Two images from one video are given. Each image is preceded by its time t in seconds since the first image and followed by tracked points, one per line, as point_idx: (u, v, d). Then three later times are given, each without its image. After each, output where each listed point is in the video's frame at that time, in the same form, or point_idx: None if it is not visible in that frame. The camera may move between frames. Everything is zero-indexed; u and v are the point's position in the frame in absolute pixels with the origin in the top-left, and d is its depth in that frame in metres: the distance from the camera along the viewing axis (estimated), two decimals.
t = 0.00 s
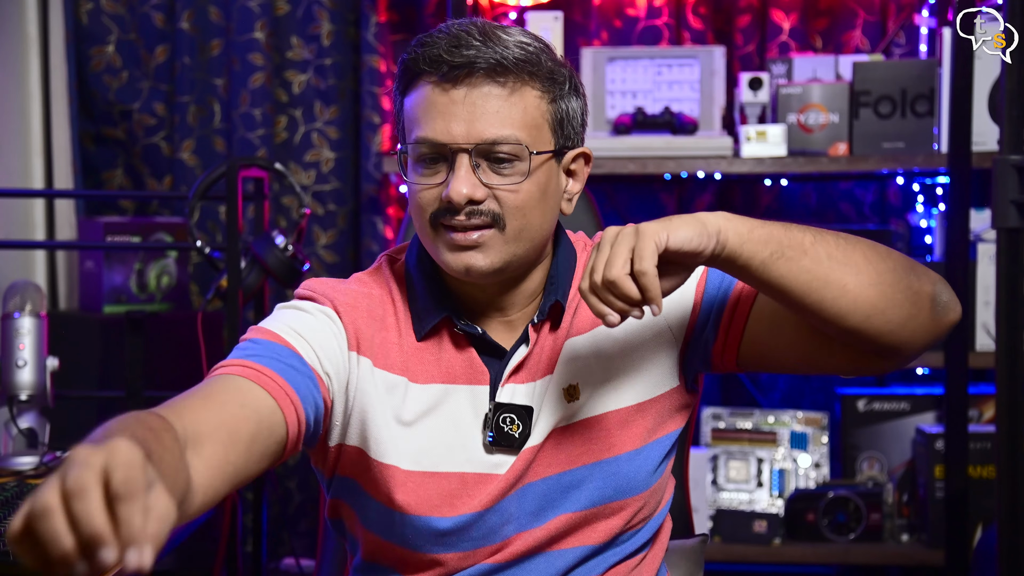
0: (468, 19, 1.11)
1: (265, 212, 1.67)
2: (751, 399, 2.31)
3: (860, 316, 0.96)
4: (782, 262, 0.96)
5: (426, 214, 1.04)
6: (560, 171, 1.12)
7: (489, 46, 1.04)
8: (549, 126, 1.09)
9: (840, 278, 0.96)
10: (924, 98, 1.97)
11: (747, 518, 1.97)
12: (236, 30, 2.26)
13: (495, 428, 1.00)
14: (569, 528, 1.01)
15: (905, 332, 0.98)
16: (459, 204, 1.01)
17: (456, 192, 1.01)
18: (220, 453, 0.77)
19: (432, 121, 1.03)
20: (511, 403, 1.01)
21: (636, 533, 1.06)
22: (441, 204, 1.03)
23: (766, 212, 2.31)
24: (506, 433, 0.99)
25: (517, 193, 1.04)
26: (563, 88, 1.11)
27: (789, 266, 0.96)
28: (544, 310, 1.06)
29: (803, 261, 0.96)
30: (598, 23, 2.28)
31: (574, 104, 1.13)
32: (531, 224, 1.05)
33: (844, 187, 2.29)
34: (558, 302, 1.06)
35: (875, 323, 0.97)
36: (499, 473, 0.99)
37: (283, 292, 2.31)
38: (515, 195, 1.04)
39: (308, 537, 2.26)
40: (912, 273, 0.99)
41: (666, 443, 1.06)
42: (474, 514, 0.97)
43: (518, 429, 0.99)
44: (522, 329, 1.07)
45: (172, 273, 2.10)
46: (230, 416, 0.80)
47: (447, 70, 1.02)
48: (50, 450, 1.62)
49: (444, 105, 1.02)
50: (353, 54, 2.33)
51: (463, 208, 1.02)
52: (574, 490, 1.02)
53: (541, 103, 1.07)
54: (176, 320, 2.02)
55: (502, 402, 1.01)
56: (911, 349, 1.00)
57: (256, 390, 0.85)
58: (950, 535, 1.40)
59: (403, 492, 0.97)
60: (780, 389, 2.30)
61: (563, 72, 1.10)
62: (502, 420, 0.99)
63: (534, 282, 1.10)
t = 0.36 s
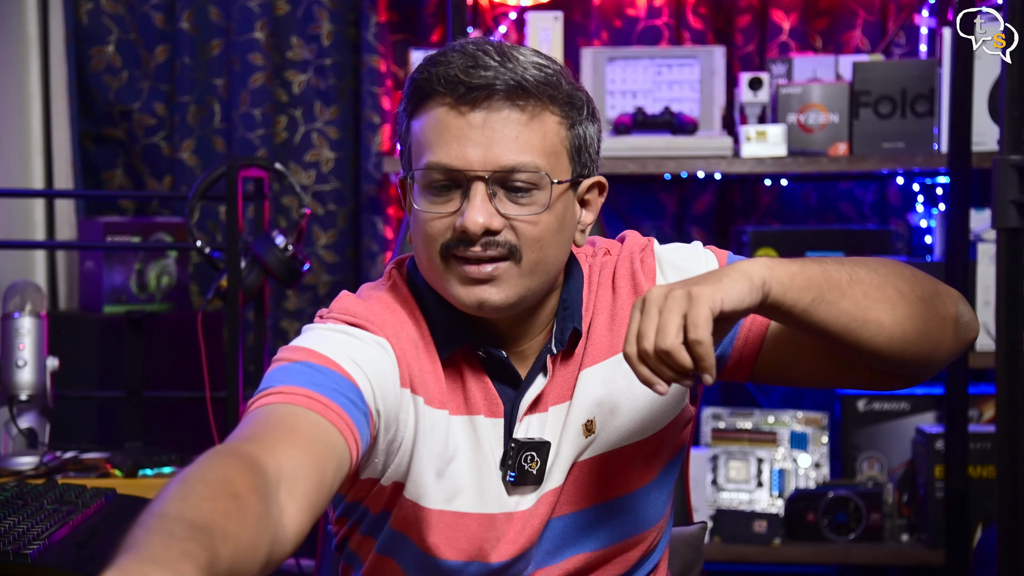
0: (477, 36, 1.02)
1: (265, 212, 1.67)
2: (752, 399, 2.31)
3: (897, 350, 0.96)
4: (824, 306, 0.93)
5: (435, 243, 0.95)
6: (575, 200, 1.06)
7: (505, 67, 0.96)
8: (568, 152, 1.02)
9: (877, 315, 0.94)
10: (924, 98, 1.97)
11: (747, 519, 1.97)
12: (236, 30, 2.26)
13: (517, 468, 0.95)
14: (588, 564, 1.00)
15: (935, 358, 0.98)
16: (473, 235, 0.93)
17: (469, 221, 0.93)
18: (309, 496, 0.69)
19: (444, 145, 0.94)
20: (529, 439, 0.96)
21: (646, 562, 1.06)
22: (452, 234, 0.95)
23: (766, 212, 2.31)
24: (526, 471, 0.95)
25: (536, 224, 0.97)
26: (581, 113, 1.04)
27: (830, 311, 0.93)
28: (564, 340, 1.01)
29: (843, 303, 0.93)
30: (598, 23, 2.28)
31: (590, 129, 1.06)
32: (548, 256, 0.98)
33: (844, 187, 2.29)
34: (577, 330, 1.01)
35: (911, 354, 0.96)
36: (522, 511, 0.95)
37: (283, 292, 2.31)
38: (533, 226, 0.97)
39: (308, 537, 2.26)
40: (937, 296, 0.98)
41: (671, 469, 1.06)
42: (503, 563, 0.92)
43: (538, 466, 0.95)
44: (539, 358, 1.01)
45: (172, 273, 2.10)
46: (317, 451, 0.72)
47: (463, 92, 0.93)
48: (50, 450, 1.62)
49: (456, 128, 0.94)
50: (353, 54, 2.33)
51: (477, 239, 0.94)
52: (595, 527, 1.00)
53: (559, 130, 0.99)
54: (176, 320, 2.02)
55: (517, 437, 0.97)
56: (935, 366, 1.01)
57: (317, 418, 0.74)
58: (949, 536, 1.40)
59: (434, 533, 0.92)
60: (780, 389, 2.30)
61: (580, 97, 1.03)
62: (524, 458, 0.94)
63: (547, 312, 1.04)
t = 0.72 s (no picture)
0: (477, 52, 0.99)
1: (265, 212, 1.67)
2: (751, 399, 2.31)
3: (905, 366, 0.96)
4: (831, 327, 0.93)
5: (433, 269, 0.94)
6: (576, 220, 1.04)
7: (507, 92, 0.93)
8: (568, 176, 1.00)
9: (883, 332, 0.94)
10: (924, 98, 1.97)
11: (747, 519, 1.97)
12: (236, 30, 2.26)
13: (515, 486, 0.94)
14: None
15: (942, 370, 0.98)
16: (472, 266, 0.92)
17: (469, 252, 0.92)
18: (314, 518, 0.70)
19: (443, 175, 0.92)
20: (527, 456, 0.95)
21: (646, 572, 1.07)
22: (451, 262, 0.94)
23: (766, 212, 2.31)
24: (524, 489, 0.95)
25: (535, 253, 0.96)
26: (583, 132, 1.02)
27: (837, 331, 0.93)
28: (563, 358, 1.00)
29: (849, 323, 0.94)
30: (598, 23, 2.28)
31: (591, 147, 1.04)
32: (546, 283, 0.97)
33: (844, 187, 2.29)
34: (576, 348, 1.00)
35: (919, 369, 0.97)
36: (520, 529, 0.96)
37: (283, 292, 2.31)
38: (533, 254, 0.96)
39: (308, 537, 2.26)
40: (943, 308, 0.98)
41: (671, 479, 1.07)
42: None
43: (535, 484, 0.95)
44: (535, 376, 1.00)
45: (172, 273, 2.10)
46: (316, 475, 0.72)
47: (462, 120, 0.91)
48: (50, 450, 1.62)
49: (456, 157, 0.92)
50: (353, 54, 2.33)
51: (477, 269, 0.93)
52: (596, 542, 1.01)
53: (561, 155, 0.98)
54: (177, 320, 2.02)
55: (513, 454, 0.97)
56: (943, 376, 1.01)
57: (316, 443, 0.75)
58: (949, 536, 1.40)
59: (429, 553, 0.94)
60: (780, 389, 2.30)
61: (582, 117, 1.01)
62: (521, 477, 0.94)
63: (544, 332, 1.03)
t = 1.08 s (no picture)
0: (462, 31, 1.07)
1: (265, 212, 1.67)
2: (751, 399, 2.31)
3: (892, 352, 0.95)
4: (817, 305, 0.92)
5: (425, 231, 0.99)
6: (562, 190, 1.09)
7: (491, 56, 1.00)
8: (553, 141, 1.05)
9: (870, 317, 0.93)
10: (924, 98, 1.97)
11: (747, 519, 1.97)
12: (236, 30, 2.26)
13: (504, 459, 0.95)
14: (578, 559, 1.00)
15: (928, 361, 0.97)
16: (461, 224, 0.97)
17: (458, 211, 0.97)
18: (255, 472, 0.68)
19: (433, 135, 0.98)
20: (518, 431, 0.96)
21: (638, 558, 1.06)
22: (441, 223, 0.98)
23: (766, 212, 2.31)
24: (514, 462, 0.95)
25: (522, 211, 1.00)
26: (567, 103, 1.08)
27: (823, 311, 0.92)
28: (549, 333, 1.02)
29: (836, 304, 0.93)
30: (598, 23, 2.28)
31: (576, 120, 1.10)
32: (535, 245, 1.01)
33: (844, 187, 2.29)
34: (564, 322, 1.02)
35: (905, 357, 0.96)
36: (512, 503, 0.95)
37: (283, 292, 2.31)
38: (519, 214, 1.00)
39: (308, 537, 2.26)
40: (931, 301, 0.97)
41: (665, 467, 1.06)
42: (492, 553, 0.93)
43: (525, 458, 0.95)
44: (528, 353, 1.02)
45: (172, 273, 2.10)
46: (267, 417, 0.73)
47: (449, 84, 0.97)
48: (50, 450, 1.62)
49: (444, 118, 0.98)
50: (353, 54, 2.33)
51: (466, 227, 0.97)
52: (587, 521, 1.01)
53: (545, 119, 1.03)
54: (177, 320, 2.02)
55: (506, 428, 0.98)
56: (931, 373, 1.00)
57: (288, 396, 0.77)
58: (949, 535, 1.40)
59: (418, 522, 0.93)
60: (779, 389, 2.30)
61: (566, 86, 1.07)
62: (510, 449, 0.95)
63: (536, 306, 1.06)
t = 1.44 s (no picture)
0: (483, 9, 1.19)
1: (265, 212, 1.67)
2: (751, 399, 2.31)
3: (847, 385, 0.90)
4: (782, 314, 0.89)
5: (442, 178, 1.09)
6: (572, 147, 1.16)
7: (501, 18, 1.11)
8: (562, 99, 1.14)
9: (835, 344, 0.89)
10: (924, 98, 1.97)
11: (747, 519, 1.97)
12: (235, 30, 2.26)
13: (495, 402, 1.02)
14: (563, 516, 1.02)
15: (884, 411, 0.93)
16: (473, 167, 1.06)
17: (470, 156, 1.06)
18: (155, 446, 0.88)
19: (450, 89, 1.10)
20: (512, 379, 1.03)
21: (629, 530, 1.06)
22: (456, 170, 1.08)
23: (766, 212, 2.31)
24: (505, 408, 1.02)
25: (531, 156, 1.09)
26: (576, 66, 1.16)
27: (787, 323, 0.89)
28: (546, 292, 1.09)
29: (803, 320, 0.89)
30: (598, 23, 2.28)
31: (586, 85, 1.18)
32: (545, 189, 1.09)
33: (844, 187, 2.29)
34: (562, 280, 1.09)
35: (858, 397, 0.91)
36: (493, 449, 1.02)
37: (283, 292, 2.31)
38: (529, 159, 1.08)
39: (309, 536, 2.25)
40: (909, 355, 0.92)
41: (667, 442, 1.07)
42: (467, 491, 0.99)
43: (517, 405, 1.02)
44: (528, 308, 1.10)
45: (172, 273, 2.10)
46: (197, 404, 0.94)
47: (463, 42, 1.09)
48: (50, 450, 1.62)
49: (459, 73, 1.09)
50: (353, 54, 2.33)
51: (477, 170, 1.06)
52: (573, 479, 1.03)
53: (554, 75, 1.13)
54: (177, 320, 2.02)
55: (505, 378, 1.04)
56: (886, 426, 0.95)
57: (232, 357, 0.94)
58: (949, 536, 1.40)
59: (398, 462, 1.01)
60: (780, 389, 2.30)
61: (576, 51, 1.16)
62: (502, 394, 1.02)
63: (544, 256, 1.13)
